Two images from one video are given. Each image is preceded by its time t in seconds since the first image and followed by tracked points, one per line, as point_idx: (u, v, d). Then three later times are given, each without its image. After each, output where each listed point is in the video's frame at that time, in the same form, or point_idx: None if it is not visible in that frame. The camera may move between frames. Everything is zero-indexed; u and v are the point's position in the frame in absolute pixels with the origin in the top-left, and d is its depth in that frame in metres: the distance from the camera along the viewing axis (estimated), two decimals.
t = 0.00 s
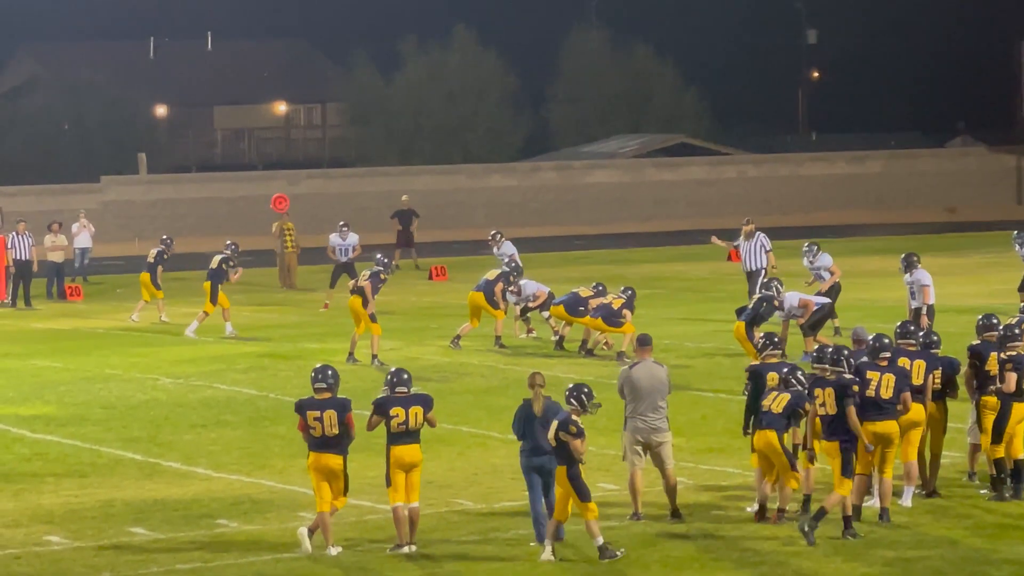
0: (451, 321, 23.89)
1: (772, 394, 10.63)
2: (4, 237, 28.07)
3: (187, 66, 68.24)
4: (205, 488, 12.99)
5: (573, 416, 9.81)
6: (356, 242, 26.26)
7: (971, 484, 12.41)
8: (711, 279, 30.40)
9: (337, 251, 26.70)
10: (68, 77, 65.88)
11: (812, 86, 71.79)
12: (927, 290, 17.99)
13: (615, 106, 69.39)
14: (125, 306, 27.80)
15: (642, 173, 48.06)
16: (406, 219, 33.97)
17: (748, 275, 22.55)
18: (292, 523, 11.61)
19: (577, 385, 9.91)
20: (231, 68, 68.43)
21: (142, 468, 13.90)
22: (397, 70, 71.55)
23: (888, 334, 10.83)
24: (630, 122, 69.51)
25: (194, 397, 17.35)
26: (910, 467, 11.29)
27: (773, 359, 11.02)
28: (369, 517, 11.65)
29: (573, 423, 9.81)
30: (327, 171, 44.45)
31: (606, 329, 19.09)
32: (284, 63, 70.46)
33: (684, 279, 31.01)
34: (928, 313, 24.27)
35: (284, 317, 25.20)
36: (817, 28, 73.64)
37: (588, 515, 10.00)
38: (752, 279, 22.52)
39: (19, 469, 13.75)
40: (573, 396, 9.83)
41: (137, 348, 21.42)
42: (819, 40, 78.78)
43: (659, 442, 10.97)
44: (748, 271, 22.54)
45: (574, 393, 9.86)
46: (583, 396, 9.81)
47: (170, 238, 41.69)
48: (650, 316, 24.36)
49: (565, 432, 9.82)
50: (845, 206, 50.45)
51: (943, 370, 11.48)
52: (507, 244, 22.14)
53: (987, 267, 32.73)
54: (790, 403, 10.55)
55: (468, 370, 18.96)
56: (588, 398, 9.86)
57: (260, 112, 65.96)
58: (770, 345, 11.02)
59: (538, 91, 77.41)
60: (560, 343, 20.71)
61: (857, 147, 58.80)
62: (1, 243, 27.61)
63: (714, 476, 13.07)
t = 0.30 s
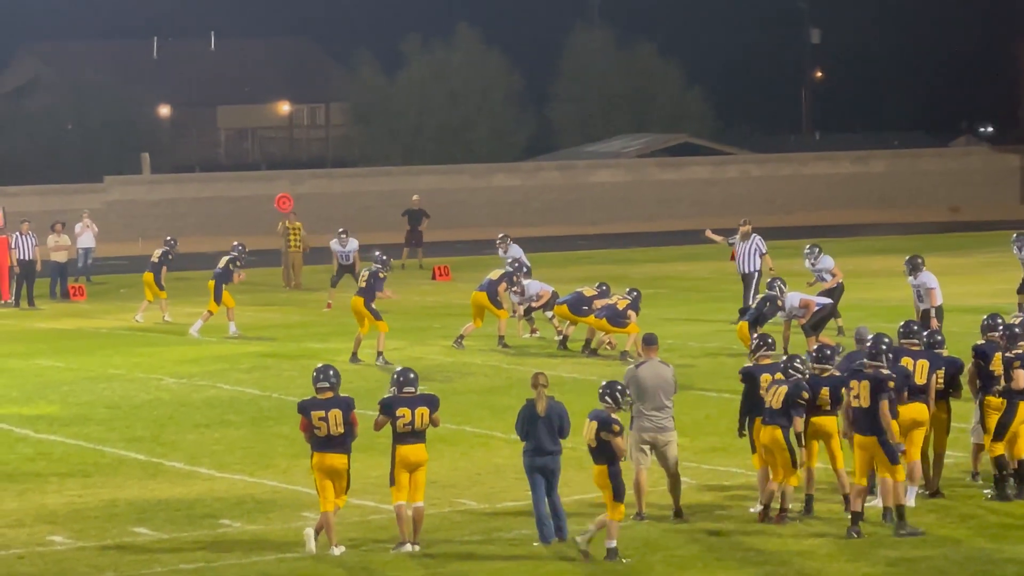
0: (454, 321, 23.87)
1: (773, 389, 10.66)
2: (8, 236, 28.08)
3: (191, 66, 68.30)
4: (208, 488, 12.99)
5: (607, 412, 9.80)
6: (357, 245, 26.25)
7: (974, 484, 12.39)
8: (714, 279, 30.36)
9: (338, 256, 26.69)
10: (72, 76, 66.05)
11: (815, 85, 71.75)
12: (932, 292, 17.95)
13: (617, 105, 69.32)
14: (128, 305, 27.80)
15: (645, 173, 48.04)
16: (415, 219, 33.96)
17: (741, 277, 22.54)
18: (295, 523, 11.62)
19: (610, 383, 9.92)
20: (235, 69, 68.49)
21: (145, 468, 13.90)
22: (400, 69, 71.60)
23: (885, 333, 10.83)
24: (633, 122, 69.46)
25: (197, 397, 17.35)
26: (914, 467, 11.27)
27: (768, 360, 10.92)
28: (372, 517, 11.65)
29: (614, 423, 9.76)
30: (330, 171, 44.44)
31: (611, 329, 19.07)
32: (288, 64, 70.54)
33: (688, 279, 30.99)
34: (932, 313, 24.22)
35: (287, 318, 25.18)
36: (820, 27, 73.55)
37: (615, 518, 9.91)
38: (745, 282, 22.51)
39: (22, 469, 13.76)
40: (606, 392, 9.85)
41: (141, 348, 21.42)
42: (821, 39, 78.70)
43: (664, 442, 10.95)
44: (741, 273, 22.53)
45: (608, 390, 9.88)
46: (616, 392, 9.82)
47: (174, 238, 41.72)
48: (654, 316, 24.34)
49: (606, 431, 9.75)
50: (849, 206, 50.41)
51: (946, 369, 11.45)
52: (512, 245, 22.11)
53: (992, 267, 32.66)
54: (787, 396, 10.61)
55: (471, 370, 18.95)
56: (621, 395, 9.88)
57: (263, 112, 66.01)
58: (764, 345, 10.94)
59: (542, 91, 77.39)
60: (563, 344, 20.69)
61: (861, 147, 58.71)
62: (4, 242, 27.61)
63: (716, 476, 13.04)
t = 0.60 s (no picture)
0: (456, 321, 23.85)
1: (772, 385, 10.66)
2: (11, 237, 28.10)
3: (194, 66, 68.46)
4: (211, 488, 12.99)
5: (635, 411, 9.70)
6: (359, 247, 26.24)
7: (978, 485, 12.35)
8: (717, 279, 30.34)
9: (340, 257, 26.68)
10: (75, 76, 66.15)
11: (818, 86, 71.74)
12: (939, 293, 17.90)
13: (620, 104, 69.29)
14: (131, 305, 27.81)
15: (648, 173, 48.02)
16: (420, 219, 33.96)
17: (734, 277, 22.57)
18: (298, 523, 11.61)
19: (639, 383, 9.87)
20: (239, 71, 68.66)
21: (148, 468, 13.89)
22: (403, 68, 71.58)
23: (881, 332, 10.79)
24: (636, 121, 69.44)
25: (200, 397, 17.33)
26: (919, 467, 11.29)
27: (767, 360, 10.94)
28: (376, 516, 11.65)
29: (640, 421, 9.66)
30: (333, 171, 44.42)
31: (616, 328, 19.05)
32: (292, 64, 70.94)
33: (690, 279, 30.99)
34: (936, 312, 24.19)
35: (289, 317, 25.18)
36: (824, 28, 73.48)
37: (629, 517, 9.86)
38: (739, 282, 22.54)
39: (26, 469, 13.74)
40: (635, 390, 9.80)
41: (145, 349, 21.40)
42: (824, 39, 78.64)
43: (668, 442, 10.90)
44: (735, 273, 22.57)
45: (637, 389, 9.84)
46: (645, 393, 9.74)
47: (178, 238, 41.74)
48: (657, 315, 24.34)
49: (632, 428, 9.67)
50: (851, 206, 50.38)
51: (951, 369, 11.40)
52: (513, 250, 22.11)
53: (995, 266, 32.64)
54: (788, 394, 10.61)
55: (474, 369, 18.95)
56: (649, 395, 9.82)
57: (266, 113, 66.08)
58: (763, 346, 10.94)
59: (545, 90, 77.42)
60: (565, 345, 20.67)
61: (864, 146, 58.68)
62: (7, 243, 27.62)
63: (720, 476, 13.02)
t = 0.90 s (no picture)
0: (459, 321, 23.85)
1: (775, 384, 10.65)
2: (13, 237, 28.11)
3: (197, 66, 68.57)
4: (215, 488, 12.99)
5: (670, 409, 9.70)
6: (361, 248, 26.25)
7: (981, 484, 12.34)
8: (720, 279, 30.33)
9: (344, 258, 26.68)
10: (77, 76, 66.25)
11: (821, 85, 71.67)
12: (943, 294, 17.96)
13: (622, 104, 69.26)
14: (133, 305, 27.83)
15: (651, 173, 48.01)
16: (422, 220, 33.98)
17: (728, 279, 22.50)
18: (301, 523, 11.61)
19: (669, 381, 9.89)
20: (241, 71, 68.76)
21: (152, 468, 13.90)
22: (405, 68, 71.59)
23: (878, 331, 10.79)
24: (638, 121, 69.41)
25: (204, 397, 17.33)
26: (921, 466, 11.38)
27: (769, 360, 10.89)
28: (379, 516, 11.65)
29: (668, 418, 9.70)
30: (336, 171, 44.44)
31: (619, 327, 19.07)
32: (294, 64, 71.00)
33: (693, 278, 30.98)
34: (939, 311, 24.19)
35: (292, 317, 25.20)
36: (826, 28, 73.43)
37: (664, 516, 9.86)
38: (734, 284, 22.49)
39: (29, 469, 13.74)
40: (669, 388, 9.81)
41: (149, 348, 21.41)
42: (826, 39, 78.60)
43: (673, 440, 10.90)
44: (729, 275, 22.50)
45: (669, 387, 9.85)
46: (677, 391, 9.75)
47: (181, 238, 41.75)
48: (660, 315, 24.34)
49: (660, 427, 9.71)
50: (854, 206, 50.36)
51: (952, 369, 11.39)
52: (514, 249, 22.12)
53: (998, 266, 32.64)
54: (789, 392, 10.60)
55: (477, 369, 18.95)
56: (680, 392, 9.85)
57: (268, 113, 66.13)
58: (765, 345, 10.90)
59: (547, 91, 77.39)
60: (567, 344, 20.67)
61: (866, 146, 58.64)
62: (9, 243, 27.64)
63: (724, 476, 13.00)
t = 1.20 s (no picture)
0: (461, 320, 23.84)
1: (775, 384, 10.67)
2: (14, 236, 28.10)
3: (199, 66, 68.62)
4: (216, 488, 12.98)
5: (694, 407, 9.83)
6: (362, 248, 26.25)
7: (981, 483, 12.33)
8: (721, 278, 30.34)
9: (345, 257, 26.65)
10: (78, 75, 66.32)
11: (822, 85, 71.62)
12: (944, 293, 17.91)
13: (623, 103, 69.28)
14: (135, 305, 27.83)
15: (652, 172, 47.99)
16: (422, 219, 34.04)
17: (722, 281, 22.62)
18: (301, 523, 11.60)
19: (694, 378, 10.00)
20: (243, 72, 68.83)
21: (153, 468, 13.90)
22: (406, 68, 71.60)
23: (876, 330, 10.77)
24: (639, 119, 69.42)
25: (205, 397, 17.32)
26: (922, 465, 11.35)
27: (770, 359, 10.85)
28: (380, 516, 11.64)
29: (692, 415, 9.80)
30: (337, 170, 44.44)
31: (620, 326, 19.07)
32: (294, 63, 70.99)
33: (695, 276, 30.98)
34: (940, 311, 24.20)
35: (294, 316, 25.18)
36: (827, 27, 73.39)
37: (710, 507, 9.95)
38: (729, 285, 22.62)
39: (30, 469, 13.74)
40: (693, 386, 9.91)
41: (150, 348, 21.41)
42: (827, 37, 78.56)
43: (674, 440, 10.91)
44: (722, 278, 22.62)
45: (693, 385, 9.95)
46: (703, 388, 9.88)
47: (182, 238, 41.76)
48: (661, 314, 24.34)
49: (684, 423, 9.80)
50: (855, 205, 50.36)
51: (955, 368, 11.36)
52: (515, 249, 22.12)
53: (1000, 265, 32.65)
54: (792, 390, 10.64)
55: (479, 368, 18.96)
56: (706, 391, 9.93)
57: (269, 113, 66.18)
58: (767, 344, 10.87)
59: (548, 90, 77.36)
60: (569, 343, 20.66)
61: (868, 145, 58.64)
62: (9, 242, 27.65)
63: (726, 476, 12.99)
